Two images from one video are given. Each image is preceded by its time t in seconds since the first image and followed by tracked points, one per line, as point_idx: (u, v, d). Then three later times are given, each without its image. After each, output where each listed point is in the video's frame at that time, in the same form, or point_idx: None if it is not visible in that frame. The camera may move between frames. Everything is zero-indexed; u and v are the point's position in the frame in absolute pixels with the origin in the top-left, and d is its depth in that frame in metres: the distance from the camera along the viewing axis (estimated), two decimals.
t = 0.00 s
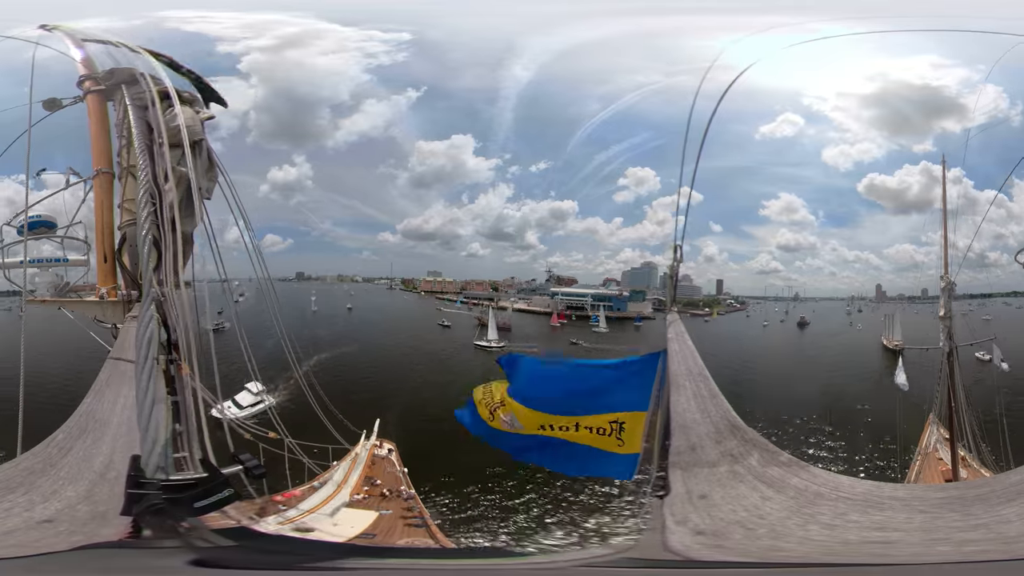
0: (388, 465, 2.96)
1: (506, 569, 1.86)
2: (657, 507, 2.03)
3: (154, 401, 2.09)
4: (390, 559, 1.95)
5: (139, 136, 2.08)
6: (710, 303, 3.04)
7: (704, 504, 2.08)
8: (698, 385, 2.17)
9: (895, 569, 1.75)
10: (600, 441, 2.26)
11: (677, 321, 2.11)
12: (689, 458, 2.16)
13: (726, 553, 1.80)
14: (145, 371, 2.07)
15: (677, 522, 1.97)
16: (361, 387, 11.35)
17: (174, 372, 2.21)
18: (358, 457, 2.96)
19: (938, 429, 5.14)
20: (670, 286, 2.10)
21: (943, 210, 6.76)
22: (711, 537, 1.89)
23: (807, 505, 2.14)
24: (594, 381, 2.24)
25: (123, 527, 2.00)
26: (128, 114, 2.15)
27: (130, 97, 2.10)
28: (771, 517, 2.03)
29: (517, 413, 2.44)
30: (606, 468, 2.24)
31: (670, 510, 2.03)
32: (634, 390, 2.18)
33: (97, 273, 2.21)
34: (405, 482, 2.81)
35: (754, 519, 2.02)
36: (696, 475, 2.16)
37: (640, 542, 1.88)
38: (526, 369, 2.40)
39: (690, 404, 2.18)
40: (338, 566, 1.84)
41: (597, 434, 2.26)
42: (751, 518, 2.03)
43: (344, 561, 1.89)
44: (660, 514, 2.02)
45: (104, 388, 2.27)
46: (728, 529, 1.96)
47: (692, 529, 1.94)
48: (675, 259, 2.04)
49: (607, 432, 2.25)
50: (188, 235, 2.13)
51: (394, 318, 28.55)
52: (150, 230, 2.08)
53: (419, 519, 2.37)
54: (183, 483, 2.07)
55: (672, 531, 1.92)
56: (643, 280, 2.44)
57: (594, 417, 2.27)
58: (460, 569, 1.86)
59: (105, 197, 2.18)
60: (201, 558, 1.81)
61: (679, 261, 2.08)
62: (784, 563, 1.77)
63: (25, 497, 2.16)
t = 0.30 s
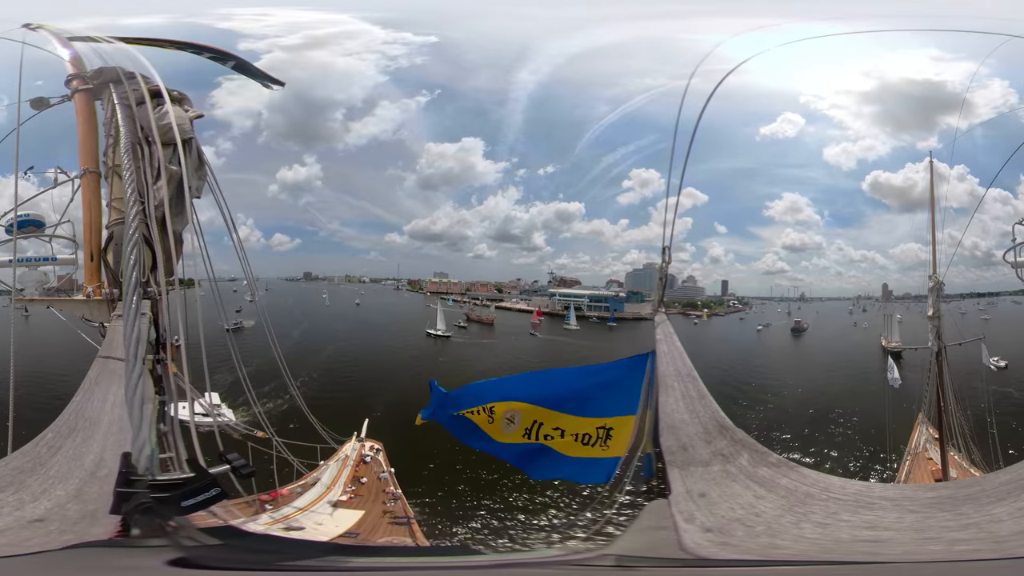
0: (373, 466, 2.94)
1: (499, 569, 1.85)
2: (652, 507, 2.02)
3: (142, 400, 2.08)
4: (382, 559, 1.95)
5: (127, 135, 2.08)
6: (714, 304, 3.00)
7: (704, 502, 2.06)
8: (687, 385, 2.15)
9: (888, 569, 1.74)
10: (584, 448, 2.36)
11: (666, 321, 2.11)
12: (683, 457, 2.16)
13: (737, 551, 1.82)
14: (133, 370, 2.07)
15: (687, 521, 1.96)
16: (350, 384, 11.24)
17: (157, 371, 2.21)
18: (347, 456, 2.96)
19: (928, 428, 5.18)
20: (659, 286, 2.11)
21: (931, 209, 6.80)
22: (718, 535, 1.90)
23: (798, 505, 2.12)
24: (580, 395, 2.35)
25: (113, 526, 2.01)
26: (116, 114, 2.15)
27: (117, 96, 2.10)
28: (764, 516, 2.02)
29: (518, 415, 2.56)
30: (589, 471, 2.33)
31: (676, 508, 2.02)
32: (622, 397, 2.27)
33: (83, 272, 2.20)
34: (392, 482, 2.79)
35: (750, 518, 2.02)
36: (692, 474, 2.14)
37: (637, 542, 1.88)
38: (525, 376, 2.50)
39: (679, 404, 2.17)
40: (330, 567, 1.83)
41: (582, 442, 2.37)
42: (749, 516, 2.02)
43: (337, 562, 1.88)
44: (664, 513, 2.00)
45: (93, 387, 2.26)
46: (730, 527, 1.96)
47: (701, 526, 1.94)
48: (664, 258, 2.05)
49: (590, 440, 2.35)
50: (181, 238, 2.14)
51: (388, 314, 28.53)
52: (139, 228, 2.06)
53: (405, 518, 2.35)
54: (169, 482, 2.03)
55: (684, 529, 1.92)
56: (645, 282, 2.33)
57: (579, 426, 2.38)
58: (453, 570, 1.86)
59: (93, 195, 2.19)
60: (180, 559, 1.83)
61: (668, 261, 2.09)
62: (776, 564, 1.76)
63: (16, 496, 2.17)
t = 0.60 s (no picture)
0: (364, 466, 2.92)
1: (491, 570, 1.85)
2: (642, 508, 2.03)
3: (134, 399, 2.07)
4: (374, 560, 1.95)
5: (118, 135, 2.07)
6: (715, 304, 3.02)
7: (695, 503, 2.06)
8: (678, 386, 2.14)
9: (879, 570, 1.74)
10: (575, 450, 2.30)
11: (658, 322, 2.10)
12: (674, 458, 2.14)
13: (730, 552, 1.83)
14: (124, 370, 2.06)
15: (678, 521, 1.97)
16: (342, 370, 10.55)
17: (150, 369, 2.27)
18: (339, 456, 2.95)
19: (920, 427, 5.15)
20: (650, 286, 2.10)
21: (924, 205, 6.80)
22: (711, 536, 1.92)
23: (790, 505, 2.11)
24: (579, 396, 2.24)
25: (104, 526, 2.01)
26: (106, 113, 2.14)
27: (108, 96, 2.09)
28: (755, 516, 2.02)
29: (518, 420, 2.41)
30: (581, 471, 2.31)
31: (667, 509, 2.02)
32: (613, 400, 2.20)
33: (74, 271, 2.21)
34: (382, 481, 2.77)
35: (742, 518, 2.02)
36: (683, 474, 2.13)
37: (628, 542, 1.88)
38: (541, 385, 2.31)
39: (670, 404, 2.16)
40: (322, 567, 1.82)
41: (574, 443, 2.30)
42: (740, 517, 2.02)
43: (329, 563, 1.88)
44: (655, 514, 2.00)
45: (85, 386, 2.27)
46: (722, 528, 1.97)
47: (692, 527, 1.95)
48: (655, 258, 2.04)
49: (582, 441, 2.29)
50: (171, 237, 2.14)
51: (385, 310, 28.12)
52: (129, 228, 2.05)
53: (394, 518, 2.35)
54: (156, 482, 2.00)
55: (676, 530, 1.93)
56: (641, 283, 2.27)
57: (571, 428, 2.30)
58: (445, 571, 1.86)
59: (84, 195, 2.19)
60: (168, 557, 1.83)
61: (659, 261, 2.09)
62: (767, 565, 1.75)
63: (6, 496, 2.17)
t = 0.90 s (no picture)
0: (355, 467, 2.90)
1: (480, 569, 1.85)
2: (633, 507, 2.03)
3: (124, 400, 2.07)
4: (364, 560, 1.95)
5: (109, 135, 2.07)
6: (709, 305, 3.02)
7: (687, 503, 2.05)
8: (669, 386, 2.14)
9: (870, 570, 1.74)
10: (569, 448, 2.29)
11: (649, 321, 2.10)
12: (665, 457, 2.13)
13: (720, 551, 1.84)
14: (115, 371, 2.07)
15: (669, 521, 1.98)
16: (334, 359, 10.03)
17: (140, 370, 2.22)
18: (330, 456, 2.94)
19: (910, 426, 5.09)
20: (642, 286, 2.09)
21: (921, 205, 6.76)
22: (703, 535, 1.93)
23: (781, 505, 2.11)
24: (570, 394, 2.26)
25: (95, 526, 2.01)
26: (98, 113, 2.14)
27: (99, 96, 2.09)
28: (746, 516, 2.03)
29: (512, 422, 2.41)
30: (576, 469, 2.29)
31: (658, 509, 2.02)
32: (604, 398, 2.20)
33: (65, 271, 2.21)
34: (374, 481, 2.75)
35: (732, 518, 2.02)
36: (674, 475, 2.12)
37: (619, 542, 1.89)
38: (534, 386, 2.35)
39: (661, 404, 2.16)
40: (312, 567, 1.83)
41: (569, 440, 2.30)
42: (731, 517, 2.02)
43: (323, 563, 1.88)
44: (646, 513, 2.00)
45: (75, 386, 2.27)
46: (713, 527, 1.97)
47: (682, 527, 1.96)
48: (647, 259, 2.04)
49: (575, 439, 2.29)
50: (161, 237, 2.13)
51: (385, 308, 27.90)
52: (120, 228, 2.05)
53: (386, 517, 2.35)
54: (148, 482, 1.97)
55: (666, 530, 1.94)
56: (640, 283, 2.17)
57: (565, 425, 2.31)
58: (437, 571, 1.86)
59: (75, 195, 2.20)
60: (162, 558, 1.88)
61: (651, 261, 2.09)
62: (757, 565, 1.76)
63: None
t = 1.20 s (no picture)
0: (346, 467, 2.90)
1: (470, 569, 1.86)
2: (623, 507, 2.04)
3: (114, 399, 2.06)
4: (355, 560, 1.95)
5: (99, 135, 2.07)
6: (701, 305, 3.02)
7: (677, 503, 2.05)
8: (659, 386, 2.14)
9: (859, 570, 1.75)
10: (558, 445, 2.29)
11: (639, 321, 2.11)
12: (655, 458, 2.13)
13: (709, 552, 1.86)
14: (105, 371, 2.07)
15: (659, 521, 1.99)
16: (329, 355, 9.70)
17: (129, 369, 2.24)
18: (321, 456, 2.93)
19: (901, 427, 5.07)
20: (632, 287, 2.10)
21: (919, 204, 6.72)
22: (692, 535, 1.94)
23: (771, 505, 2.11)
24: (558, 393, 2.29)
25: (86, 526, 2.01)
26: (88, 113, 2.14)
27: (89, 96, 2.09)
28: (737, 516, 2.04)
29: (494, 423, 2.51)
30: (568, 466, 2.27)
31: (649, 509, 2.03)
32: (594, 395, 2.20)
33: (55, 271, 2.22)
34: (366, 482, 2.75)
35: (723, 518, 2.03)
36: (664, 475, 2.12)
37: (609, 542, 1.90)
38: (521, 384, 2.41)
39: (652, 404, 2.16)
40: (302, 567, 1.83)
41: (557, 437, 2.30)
42: (721, 517, 2.02)
43: (315, 563, 1.89)
44: (636, 514, 2.02)
45: (66, 386, 2.25)
46: (704, 527, 1.99)
47: (673, 527, 1.97)
48: (637, 259, 2.05)
49: (565, 436, 2.28)
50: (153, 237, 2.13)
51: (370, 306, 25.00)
52: (110, 227, 2.05)
53: (377, 517, 2.35)
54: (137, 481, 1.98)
55: (656, 530, 1.95)
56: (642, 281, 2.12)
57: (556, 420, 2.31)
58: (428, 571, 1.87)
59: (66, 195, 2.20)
60: (156, 559, 1.91)
61: (641, 261, 2.08)
62: (745, 565, 1.77)
63: None
